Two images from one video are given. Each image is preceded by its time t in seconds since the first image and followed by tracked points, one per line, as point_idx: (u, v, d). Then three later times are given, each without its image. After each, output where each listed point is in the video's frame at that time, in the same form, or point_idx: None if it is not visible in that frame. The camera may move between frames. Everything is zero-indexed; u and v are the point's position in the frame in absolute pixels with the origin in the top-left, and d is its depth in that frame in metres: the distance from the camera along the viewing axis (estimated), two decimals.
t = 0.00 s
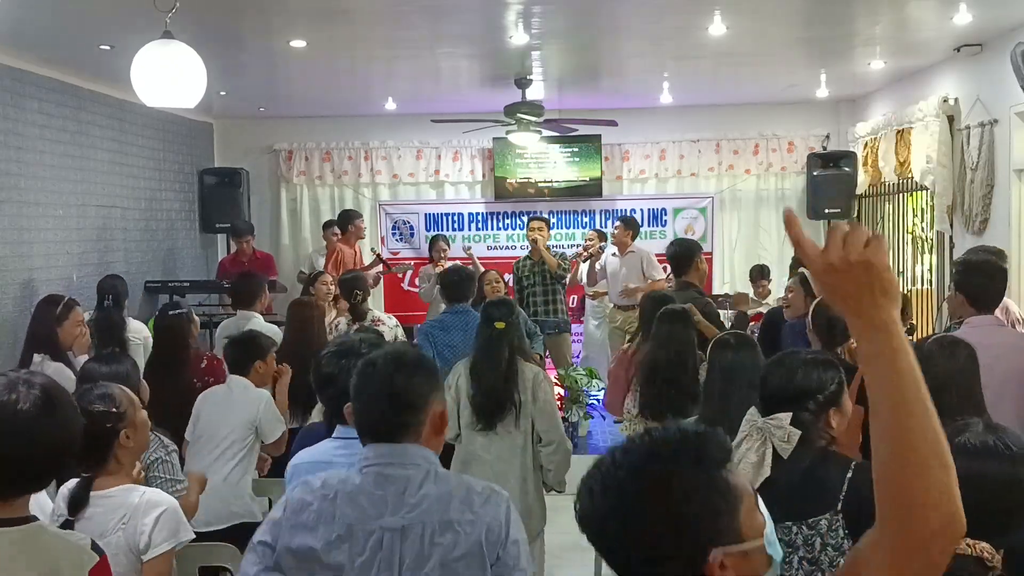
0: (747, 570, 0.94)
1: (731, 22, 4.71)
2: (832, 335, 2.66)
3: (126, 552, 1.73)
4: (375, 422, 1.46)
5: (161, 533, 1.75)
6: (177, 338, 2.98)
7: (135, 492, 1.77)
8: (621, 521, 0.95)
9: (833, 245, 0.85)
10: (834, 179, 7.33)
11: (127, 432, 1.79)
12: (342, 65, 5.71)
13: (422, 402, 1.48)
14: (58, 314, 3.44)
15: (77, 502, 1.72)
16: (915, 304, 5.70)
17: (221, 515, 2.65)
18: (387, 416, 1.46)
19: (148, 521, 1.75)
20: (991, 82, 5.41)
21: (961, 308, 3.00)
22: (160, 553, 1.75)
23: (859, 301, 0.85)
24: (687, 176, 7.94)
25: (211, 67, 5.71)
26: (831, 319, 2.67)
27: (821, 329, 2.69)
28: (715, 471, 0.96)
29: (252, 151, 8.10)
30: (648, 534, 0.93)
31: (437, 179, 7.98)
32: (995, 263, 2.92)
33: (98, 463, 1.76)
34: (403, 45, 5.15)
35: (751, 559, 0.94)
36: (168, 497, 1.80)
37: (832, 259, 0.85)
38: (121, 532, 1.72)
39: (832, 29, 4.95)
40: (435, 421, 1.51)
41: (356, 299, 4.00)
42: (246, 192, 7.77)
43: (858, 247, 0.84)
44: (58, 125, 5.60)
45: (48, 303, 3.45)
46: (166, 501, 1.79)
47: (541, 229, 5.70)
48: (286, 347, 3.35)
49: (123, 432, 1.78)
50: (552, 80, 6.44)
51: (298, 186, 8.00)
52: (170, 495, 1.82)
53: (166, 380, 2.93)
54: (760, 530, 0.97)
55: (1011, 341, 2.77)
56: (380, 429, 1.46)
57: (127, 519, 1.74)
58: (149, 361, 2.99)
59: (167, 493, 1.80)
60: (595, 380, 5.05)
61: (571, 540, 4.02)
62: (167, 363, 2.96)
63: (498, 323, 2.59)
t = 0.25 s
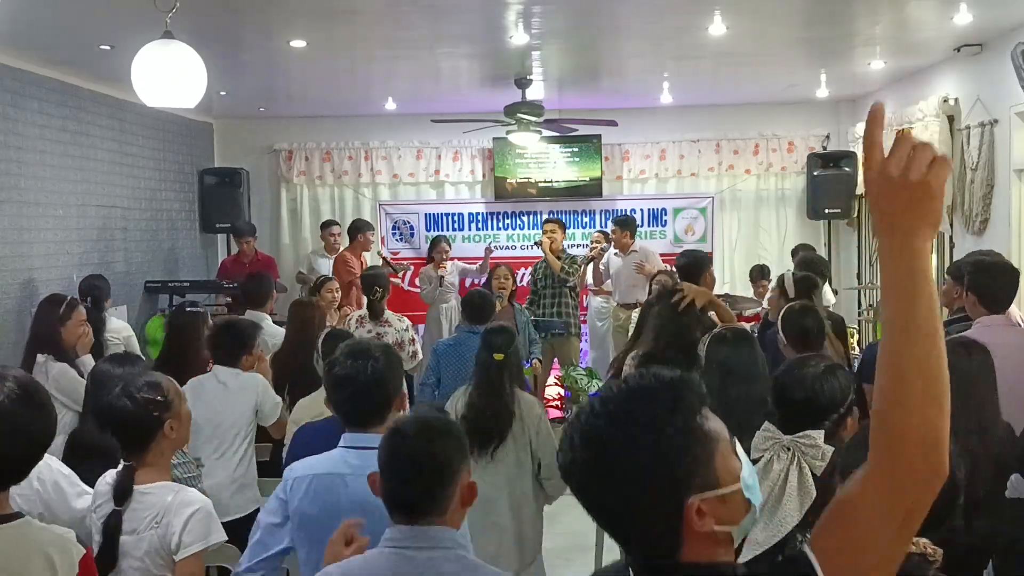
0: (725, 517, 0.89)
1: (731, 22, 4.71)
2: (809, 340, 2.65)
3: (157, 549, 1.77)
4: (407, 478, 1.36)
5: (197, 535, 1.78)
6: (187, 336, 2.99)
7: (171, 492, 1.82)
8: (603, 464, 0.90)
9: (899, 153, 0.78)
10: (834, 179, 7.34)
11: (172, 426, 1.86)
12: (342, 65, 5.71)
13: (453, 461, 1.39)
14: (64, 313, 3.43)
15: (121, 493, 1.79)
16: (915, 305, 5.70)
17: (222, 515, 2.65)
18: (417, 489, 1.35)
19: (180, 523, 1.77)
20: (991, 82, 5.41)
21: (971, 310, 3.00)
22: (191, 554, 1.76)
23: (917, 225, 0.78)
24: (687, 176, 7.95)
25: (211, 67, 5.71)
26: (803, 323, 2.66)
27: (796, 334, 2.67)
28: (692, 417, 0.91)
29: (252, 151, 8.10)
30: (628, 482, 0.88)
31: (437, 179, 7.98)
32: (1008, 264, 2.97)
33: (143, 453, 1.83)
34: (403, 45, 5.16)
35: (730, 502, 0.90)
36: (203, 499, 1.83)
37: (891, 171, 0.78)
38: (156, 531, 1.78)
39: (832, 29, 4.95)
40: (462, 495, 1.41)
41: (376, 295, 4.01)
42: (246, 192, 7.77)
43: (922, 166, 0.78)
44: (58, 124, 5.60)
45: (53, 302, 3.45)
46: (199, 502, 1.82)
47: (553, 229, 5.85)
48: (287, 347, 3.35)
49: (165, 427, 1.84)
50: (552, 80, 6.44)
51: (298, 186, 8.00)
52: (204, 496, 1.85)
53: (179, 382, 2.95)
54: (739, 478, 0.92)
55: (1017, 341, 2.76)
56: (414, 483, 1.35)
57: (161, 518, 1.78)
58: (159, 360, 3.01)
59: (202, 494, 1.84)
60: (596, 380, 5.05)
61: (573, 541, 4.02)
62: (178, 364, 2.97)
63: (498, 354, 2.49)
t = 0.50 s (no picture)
0: (735, 482, 0.94)
1: (731, 22, 4.71)
2: (799, 327, 2.60)
3: (187, 551, 1.83)
4: (449, 409, 1.42)
5: (225, 537, 1.82)
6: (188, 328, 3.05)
7: (200, 494, 1.87)
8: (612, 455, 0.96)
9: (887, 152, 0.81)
10: (834, 179, 7.34)
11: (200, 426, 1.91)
12: (342, 65, 5.71)
13: (499, 383, 1.46)
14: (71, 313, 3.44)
15: (150, 493, 1.83)
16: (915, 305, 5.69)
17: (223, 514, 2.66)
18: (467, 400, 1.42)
19: (212, 527, 1.82)
20: (992, 82, 5.41)
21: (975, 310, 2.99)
22: (220, 559, 1.81)
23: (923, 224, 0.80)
24: (687, 176, 7.95)
25: (212, 67, 5.72)
26: (791, 310, 2.62)
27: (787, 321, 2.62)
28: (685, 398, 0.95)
29: (252, 151, 8.10)
30: (636, 473, 0.94)
31: (437, 179, 7.98)
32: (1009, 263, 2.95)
33: (172, 453, 1.88)
34: (403, 45, 5.15)
35: (741, 468, 0.94)
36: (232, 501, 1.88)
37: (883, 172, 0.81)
38: (186, 532, 1.83)
39: (831, 29, 4.95)
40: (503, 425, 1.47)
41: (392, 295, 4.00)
42: (247, 192, 7.78)
43: (914, 160, 0.80)
44: (58, 124, 5.60)
45: (58, 302, 3.45)
46: (228, 505, 1.86)
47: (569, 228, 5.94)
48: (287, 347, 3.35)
49: (193, 426, 1.90)
50: (552, 80, 6.44)
51: (298, 186, 8.00)
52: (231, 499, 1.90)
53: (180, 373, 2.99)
54: (751, 445, 0.96)
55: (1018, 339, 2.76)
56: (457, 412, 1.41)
57: (191, 520, 1.83)
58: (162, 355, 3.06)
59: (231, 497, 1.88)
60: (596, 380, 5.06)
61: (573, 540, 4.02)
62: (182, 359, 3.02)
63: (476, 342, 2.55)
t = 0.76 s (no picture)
0: (760, 565, 1.04)
1: (731, 22, 4.71)
2: (788, 340, 2.61)
3: (199, 553, 1.84)
4: (477, 463, 1.34)
5: (239, 540, 1.86)
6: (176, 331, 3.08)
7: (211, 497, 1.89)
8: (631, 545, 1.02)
9: (834, 256, 0.83)
10: (834, 179, 7.34)
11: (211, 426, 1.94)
12: (342, 65, 5.71)
13: (531, 434, 1.41)
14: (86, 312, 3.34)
15: (161, 496, 1.83)
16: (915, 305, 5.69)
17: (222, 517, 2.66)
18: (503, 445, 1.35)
19: (225, 530, 1.85)
20: (991, 82, 5.41)
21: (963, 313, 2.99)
22: (233, 561, 1.85)
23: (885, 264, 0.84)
24: (687, 176, 7.94)
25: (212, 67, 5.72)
26: (783, 323, 2.62)
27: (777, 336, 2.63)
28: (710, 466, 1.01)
29: (252, 151, 8.10)
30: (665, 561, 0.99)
31: (437, 179, 7.98)
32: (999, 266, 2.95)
33: (182, 457, 1.89)
34: (403, 45, 5.15)
35: (763, 552, 1.04)
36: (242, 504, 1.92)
37: (835, 272, 0.83)
38: (199, 536, 1.84)
39: (831, 28, 4.95)
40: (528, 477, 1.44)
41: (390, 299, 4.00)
42: (246, 192, 7.78)
43: (861, 255, 0.83)
44: (58, 124, 5.60)
45: (71, 300, 3.35)
46: (239, 507, 1.89)
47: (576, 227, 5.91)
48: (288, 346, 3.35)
49: (207, 428, 1.92)
50: (552, 80, 6.44)
51: (298, 186, 8.00)
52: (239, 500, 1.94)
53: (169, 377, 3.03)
54: (767, 525, 1.07)
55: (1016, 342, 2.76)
56: (484, 465, 1.34)
57: (204, 524, 1.85)
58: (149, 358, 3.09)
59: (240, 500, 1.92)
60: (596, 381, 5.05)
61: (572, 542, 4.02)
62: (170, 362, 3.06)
63: (460, 351, 2.56)
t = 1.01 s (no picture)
0: (744, 508, 0.95)
1: (731, 22, 4.71)
2: (804, 327, 2.66)
3: (189, 555, 1.86)
4: (478, 456, 1.44)
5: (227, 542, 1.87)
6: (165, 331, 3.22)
7: (199, 499, 1.90)
8: (616, 479, 0.95)
9: (883, 165, 0.84)
10: (834, 179, 7.34)
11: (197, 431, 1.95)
12: (342, 65, 5.71)
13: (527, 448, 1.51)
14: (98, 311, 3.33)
15: (148, 499, 1.85)
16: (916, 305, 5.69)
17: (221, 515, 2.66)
18: (512, 433, 1.49)
19: (213, 531, 1.86)
20: (991, 82, 5.41)
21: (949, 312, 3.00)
22: (225, 561, 1.86)
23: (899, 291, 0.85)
24: (687, 176, 7.94)
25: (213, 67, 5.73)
26: (797, 309, 2.67)
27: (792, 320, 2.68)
28: (700, 416, 0.94)
29: (252, 151, 8.10)
30: (639, 491, 0.93)
31: (437, 179, 7.98)
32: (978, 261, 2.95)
33: (167, 461, 1.89)
34: (403, 45, 5.16)
35: (749, 492, 0.96)
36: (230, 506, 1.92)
37: (878, 180, 0.84)
38: (186, 539, 1.86)
39: (831, 28, 4.95)
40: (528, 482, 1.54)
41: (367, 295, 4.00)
42: (247, 192, 7.78)
43: (912, 173, 0.84)
44: (58, 124, 5.60)
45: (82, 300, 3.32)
46: (226, 508, 1.90)
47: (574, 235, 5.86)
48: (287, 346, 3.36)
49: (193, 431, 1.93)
50: (552, 80, 6.44)
51: (298, 186, 8.00)
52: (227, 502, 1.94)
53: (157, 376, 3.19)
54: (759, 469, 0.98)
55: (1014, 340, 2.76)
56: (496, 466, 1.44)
57: (191, 526, 1.86)
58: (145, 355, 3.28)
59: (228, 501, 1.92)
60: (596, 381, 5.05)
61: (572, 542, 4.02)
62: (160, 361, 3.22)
63: (469, 345, 2.56)
